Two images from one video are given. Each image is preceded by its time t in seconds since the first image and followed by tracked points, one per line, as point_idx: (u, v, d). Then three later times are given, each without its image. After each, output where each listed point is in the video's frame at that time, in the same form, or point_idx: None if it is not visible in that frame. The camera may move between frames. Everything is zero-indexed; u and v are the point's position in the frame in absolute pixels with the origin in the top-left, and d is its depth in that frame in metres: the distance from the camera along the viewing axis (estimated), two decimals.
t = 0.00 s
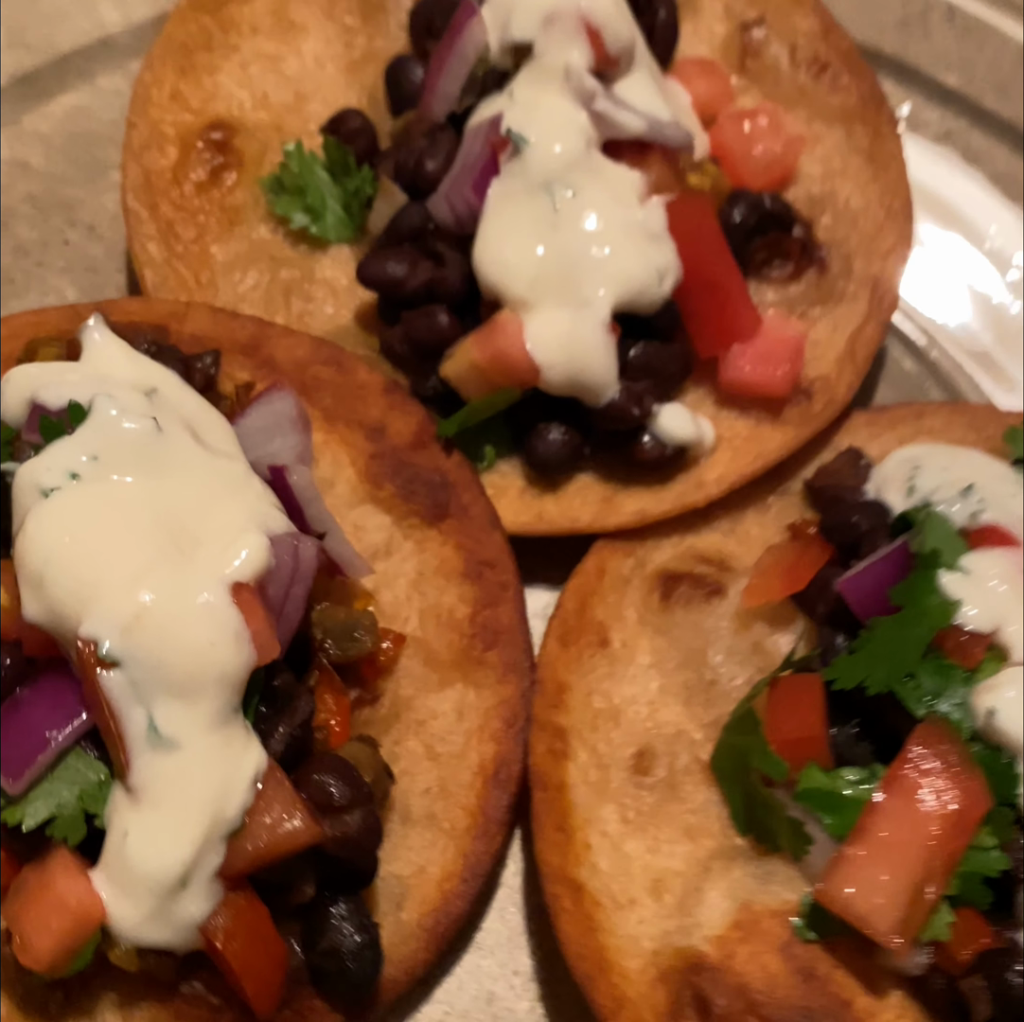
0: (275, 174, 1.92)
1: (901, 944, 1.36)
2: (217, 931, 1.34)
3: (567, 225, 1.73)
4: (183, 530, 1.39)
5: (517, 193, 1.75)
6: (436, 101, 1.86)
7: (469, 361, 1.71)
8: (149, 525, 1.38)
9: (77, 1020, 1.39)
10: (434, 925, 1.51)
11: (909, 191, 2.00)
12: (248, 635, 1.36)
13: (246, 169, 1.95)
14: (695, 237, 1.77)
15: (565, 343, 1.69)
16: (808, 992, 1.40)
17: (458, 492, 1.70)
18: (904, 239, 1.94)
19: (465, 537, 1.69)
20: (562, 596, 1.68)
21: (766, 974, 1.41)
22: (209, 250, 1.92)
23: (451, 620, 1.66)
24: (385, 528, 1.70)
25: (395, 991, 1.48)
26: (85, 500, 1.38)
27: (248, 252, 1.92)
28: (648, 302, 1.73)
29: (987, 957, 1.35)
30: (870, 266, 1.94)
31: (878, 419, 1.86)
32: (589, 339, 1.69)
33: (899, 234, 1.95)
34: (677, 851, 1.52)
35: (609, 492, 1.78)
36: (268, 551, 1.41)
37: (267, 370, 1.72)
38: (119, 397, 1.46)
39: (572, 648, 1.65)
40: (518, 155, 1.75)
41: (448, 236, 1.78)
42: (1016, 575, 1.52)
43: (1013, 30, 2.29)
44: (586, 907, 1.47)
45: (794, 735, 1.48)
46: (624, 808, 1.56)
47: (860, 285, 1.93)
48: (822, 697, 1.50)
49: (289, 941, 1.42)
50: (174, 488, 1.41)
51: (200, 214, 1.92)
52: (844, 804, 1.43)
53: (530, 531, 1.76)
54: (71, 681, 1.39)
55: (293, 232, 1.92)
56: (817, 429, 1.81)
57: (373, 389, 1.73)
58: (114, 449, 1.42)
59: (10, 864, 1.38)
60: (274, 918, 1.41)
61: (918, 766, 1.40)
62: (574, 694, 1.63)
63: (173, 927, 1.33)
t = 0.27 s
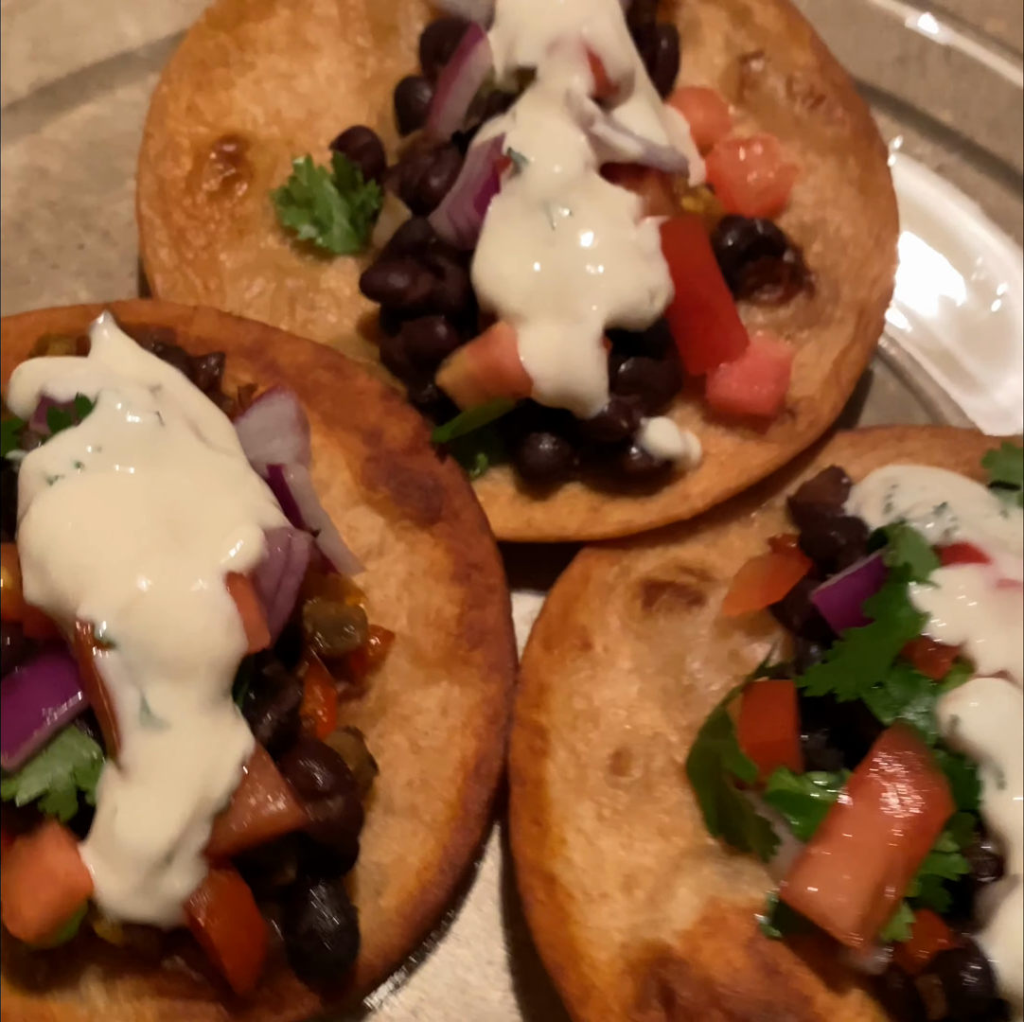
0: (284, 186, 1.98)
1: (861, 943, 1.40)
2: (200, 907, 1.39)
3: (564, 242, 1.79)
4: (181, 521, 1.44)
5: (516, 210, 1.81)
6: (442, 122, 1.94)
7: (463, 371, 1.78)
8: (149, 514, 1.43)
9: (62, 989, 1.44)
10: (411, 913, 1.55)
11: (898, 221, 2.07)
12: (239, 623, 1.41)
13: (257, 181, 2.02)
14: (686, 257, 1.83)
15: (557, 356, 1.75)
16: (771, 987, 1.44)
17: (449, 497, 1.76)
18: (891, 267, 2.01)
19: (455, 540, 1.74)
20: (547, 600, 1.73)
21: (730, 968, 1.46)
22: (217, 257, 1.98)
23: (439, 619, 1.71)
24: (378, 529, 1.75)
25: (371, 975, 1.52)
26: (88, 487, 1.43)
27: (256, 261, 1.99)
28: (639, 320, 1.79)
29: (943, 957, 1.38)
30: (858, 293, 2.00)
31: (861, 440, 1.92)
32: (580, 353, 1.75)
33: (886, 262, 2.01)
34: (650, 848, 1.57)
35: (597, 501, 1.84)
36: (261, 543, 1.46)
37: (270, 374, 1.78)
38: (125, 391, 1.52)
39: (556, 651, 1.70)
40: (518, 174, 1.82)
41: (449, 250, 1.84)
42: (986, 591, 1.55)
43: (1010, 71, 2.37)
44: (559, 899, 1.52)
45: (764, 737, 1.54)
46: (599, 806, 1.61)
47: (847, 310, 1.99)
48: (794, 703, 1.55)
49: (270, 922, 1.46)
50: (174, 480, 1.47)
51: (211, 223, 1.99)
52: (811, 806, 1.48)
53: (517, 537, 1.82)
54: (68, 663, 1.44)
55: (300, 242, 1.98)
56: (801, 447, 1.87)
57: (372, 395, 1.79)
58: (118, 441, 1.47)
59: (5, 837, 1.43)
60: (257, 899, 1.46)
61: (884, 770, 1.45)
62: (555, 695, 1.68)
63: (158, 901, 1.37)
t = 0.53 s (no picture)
0: (295, 198, 2.04)
1: (827, 939, 1.44)
2: (187, 885, 1.43)
3: (562, 257, 1.85)
4: (182, 510, 1.49)
5: (517, 225, 1.87)
6: (448, 137, 1.99)
7: (461, 378, 1.84)
8: (151, 503, 1.48)
9: (50, 960, 1.48)
10: (392, 899, 1.60)
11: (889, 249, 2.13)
12: (234, 610, 1.45)
13: (268, 191, 2.08)
14: (681, 276, 1.89)
15: (553, 366, 1.80)
16: (740, 981, 1.48)
17: (444, 500, 1.81)
18: (881, 292, 2.06)
19: (448, 541, 1.79)
20: (536, 603, 1.78)
21: (700, 961, 1.49)
22: (228, 263, 2.04)
23: (430, 618, 1.76)
24: (374, 529, 1.81)
25: (352, 958, 1.57)
26: (94, 475, 1.48)
27: (265, 268, 2.05)
28: (633, 334, 1.85)
29: (906, 955, 1.41)
30: (848, 315, 2.06)
31: (847, 459, 1.97)
32: (575, 364, 1.81)
33: (877, 286, 2.06)
34: (627, 845, 1.62)
35: (587, 509, 1.89)
36: (259, 535, 1.51)
37: (274, 376, 1.83)
38: (132, 385, 1.57)
39: (543, 652, 1.75)
40: (520, 191, 1.88)
41: (451, 262, 1.90)
42: (960, 604, 1.60)
43: (1005, 109, 2.44)
44: (537, 890, 1.56)
45: (740, 738, 1.58)
46: (579, 803, 1.65)
47: (838, 333, 2.05)
48: (771, 707, 1.60)
49: (254, 903, 1.50)
50: (176, 471, 1.52)
51: (222, 230, 2.05)
52: (783, 806, 1.51)
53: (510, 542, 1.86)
54: (67, 644, 1.49)
55: (308, 251, 2.04)
56: (788, 462, 1.92)
57: (372, 398, 1.84)
58: (124, 432, 1.52)
59: None
60: (242, 880, 1.50)
61: (854, 773, 1.49)
62: (541, 694, 1.72)
63: (148, 877, 1.42)
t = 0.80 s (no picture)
0: (309, 204, 2.10)
1: (802, 930, 1.47)
2: (183, 858, 1.47)
3: (566, 267, 1.90)
4: (189, 498, 1.54)
5: (523, 234, 1.93)
6: (460, 150, 2.06)
7: (465, 382, 1.89)
8: (159, 489, 1.52)
9: (49, 929, 1.53)
10: (382, 882, 1.64)
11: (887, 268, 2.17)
12: (236, 595, 1.50)
13: (284, 197, 2.14)
14: (681, 287, 1.94)
15: (555, 371, 1.86)
16: (717, 970, 1.52)
17: (444, 498, 1.85)
18: (877, 310, 2.12)
19: (448, 538, 1.83)
20: (531, 601, 1.83)
21: (678, 949, 1.54)
22: (242, 265, 2.10)
23: (427, 612, 1.80)
24: (376, 525, 1.86)
25: (340, 938, 1.61)
26: (105, 460, 1.53)
27: (279, 271, 2.11)
28: (633, 343, 1.90)
29: (877, 947, 1.45)
30: (843, 332, 2.12)
31: (838, 471, 2.02)
32: (576, 371, 1.86)
33: (872, 305, 2.13)
34: (612, 837, 1.66)
35: (584, 512, 1.94)
36: (262, 523, 1.55)
37: (283, 373, 1.87)
38: (145, 376, 1.62)
39: (536, 648, 1.80)
40: (527, 201, 1.94)
41: (459, 270, 1.96)
42: (942, 610, 1.64)
43: (1006, 137, 2.49)
44: (523, 877, 1.60)
45: (725, 735, 1.62)
46: (567, 794, 1.70)
47: (833, 349, 2.11)
48: (756, 705, 1.64)
49: (248, 881, 1.55)
50: (185, 460, 1.56)
51: (238, 233, 2.11)
52: (764, 803, 1.58)
53: (507, 541, 1.92)
54: (74, 623, 1.53)
55: (321, 256, 2.10)
56: (780, 472, 1.98)
57: (377, 398, 1.89)
58: (136, 421, 1.57)
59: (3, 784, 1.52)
60: (237, 858, 1.54)
61: (834, 770, 1.53)
62: (533, 689, 1.77)
63: (143, 850, 1.46)
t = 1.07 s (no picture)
0: (322, 205, 2.15)
1: (783, 918, 1.50)
2: (179, 831, 1.50)
3: (570, 269, 1.95)
4: (196, 480, 1.57)
5: (529, 237, 1.97)
6: (471, 156, 2.12)
7: (468, 379, 1.93)
8: (167, 471, 1.56)
9: (46, 898, 1.56)
10: (373, 862, 1.67)
11: (886, 281, 2.21)
12: (239, 575, 1.53)
13: (298, 197, 2.19)
14: (681, 293, 1.99)
15: (556, 371, 1.90)
16: (698, 955, 1.55)
17: (446, 492, 1.89)
18: (874, 320, 2.16)
19: (448, 531, 1.87)
20: (528, 595, 1.87)
21: (661, 934, 1.57)
22: (255, 263, 2.14)
23: (426, 601, 1.84)
24: (379, 516, 1.89)
25: (331, 915, 1.64)
26: (116, 442, 1.56)
27: (290, 269, 2.15)
28: (633, 346, 1.95)
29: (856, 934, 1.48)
30: (841, 342, 2.16)
31: (833, 477, 2.07)
32: (576, 371, 1.90)
33: (870, 316, 2.16)
34: (600, 825, 1.69)
35: (582, 510, 1.98)
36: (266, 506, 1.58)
37: (292, 366, 1.92)
38: (157, 361, 1.65)
39: (532, 640, 1.83)
40: (534, 206, 1.98)
41: (467, 271, 2.02)
42: (928, 610, 1.68)
43: (1009, 159, 2.54)
44: (511, 861, 1.63)
45: (714, 728, 1.66)
46: (558, 782, 1.73)
47: (830, 359, 2.15)
48: (744, 699, 1.67)
49: (242, 856, 1.58)
50: (193, 444, 1.60)
51: (251, 231, 2.15)
52: (751, 795, 1.60)
53: (506, 536, 1.95)
54: (81, 599, 1.56)
55: (332, 256, 2.14)
56: (776, 475, 2.02)
57: (383, 393, 1.94)
58: (146, 405, 1.61)
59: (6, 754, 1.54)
60: (233, 834, 1.57)
61: (818, 762, 1.56)
62: (527, 679, 1.80)
63: (143, 821, 1.49)
